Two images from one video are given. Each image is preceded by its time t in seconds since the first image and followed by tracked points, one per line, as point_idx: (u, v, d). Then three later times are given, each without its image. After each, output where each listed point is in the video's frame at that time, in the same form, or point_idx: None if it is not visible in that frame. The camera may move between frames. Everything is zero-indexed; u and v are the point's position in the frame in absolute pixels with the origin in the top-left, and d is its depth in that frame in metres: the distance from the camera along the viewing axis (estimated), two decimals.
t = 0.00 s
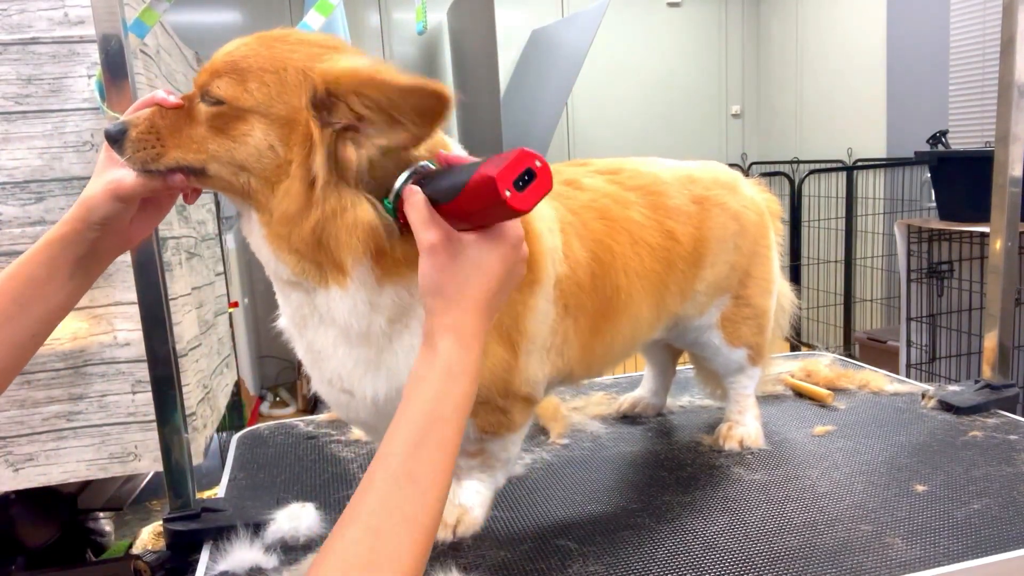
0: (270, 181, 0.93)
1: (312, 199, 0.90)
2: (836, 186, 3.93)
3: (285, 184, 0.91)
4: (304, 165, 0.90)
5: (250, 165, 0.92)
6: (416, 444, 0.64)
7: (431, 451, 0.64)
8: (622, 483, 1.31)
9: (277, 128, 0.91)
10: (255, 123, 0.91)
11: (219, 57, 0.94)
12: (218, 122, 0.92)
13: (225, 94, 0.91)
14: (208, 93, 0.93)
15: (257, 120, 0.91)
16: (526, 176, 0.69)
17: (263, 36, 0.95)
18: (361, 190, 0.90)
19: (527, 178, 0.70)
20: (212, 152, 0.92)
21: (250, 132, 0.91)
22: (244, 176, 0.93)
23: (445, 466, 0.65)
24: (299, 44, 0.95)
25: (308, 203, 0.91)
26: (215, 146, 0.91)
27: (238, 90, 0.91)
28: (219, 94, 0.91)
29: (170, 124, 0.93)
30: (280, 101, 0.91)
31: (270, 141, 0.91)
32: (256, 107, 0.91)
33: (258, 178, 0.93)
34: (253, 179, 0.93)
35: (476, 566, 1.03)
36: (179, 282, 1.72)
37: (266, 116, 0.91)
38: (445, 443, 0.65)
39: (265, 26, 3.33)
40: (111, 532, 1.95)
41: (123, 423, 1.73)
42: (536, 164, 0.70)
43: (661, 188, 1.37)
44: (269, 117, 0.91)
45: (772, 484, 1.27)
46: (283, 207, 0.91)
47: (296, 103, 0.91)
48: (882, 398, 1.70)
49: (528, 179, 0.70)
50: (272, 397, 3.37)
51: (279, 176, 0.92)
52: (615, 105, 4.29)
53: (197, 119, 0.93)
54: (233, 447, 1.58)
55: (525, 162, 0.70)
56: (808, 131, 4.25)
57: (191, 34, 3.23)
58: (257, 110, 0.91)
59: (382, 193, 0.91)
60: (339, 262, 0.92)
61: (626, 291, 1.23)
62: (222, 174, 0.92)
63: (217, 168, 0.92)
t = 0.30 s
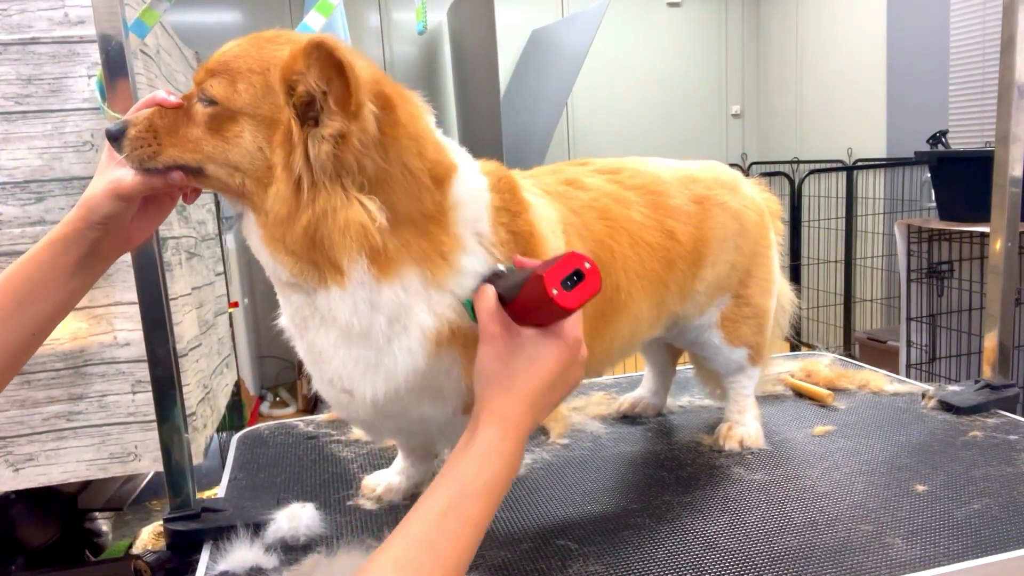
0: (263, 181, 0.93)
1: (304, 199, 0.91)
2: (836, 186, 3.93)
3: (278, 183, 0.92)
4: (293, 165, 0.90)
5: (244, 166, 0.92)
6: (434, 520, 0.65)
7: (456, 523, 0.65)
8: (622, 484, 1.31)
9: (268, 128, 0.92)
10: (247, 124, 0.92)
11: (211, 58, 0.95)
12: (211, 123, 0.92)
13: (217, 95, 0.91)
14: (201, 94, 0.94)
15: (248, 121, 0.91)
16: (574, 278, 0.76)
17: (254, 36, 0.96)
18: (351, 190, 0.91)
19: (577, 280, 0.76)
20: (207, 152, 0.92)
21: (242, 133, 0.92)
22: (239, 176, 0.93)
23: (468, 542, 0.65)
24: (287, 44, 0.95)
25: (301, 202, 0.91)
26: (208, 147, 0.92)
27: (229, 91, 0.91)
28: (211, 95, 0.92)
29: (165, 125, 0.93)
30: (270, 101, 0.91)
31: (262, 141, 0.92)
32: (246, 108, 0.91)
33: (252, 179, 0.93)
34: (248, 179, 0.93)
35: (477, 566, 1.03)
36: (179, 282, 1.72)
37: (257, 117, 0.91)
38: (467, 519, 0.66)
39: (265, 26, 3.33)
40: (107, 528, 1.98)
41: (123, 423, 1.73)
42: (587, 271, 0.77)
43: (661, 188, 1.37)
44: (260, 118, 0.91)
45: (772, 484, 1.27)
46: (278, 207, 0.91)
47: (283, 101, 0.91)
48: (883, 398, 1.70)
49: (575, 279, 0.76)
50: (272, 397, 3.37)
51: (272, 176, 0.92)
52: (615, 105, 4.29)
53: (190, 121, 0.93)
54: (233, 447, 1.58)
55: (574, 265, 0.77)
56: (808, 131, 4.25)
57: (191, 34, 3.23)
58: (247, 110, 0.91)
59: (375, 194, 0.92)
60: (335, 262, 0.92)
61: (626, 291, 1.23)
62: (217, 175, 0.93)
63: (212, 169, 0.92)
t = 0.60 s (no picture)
0: (265, 183, 0.93)
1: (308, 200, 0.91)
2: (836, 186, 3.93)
3: (281, 185, 0.92)
4: (300, 164, 0.90)
5: (245, 168, 0.92)
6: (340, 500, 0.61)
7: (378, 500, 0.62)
8: (622, 483, 1.31)
9: (269, 129, 0.91)
10: (248, 125, 0.91)
11: (209, 60, 0.94)
12: (210, 125, 0.91)
13: (217, 96, 0.91)
14: (198, 96, 0.93)
15: (249, 122, 0.91)
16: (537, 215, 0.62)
17: (252, 37, 0.95)
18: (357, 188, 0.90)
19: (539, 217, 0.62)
20: (206, 157, 0.91)
21: (242, 135, 0.91)
22: (240, 179, 0.92)
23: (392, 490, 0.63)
24: (288, 44, 0.95)
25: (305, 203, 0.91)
26: (208, 150, 0.91)
27: (229, 92, 0.91)
28: (210, 97, 0.91)
29: (163, 130, 0.92)
30: (271, 102, 0.91)
31: (263, 142, 0.91)
32: (247, 108, 0.91)
33: (254, 181, 0.93)
34: (249, 182, 0.93)
35: (476, 566, 1.03)
36: (179, 282, 1.72)
37: (257, 117, 0.91)
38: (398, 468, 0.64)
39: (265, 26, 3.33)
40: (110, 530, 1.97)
41: (123, 423, 1.73)
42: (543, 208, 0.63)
43: (660, 188, 1.37)
44: (260, 118, 0.91)
45: (772, 484, 1.27)
46: (281, 209, 0.92)
47: (287, 101, 0.90)
48: (883, 398, 1.70)
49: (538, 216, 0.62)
50: (272, 397, 3.37)
51: (275, 177, 0.92)
52: (615, 105, 4.29)
53: (188, 124, 0.92)
54: (233, 447, 1.58)
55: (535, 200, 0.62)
56: (808, 131, 4.25)
57: (191, 34, 3.23)
58: (248, 111, 0.91)
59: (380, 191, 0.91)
60: (337, 262, 0.92)
61: (625, 292, 1.23)
62: (218, 178, 0.92)
63: (214, 173, 0.92)
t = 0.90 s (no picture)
0: (269, 187, 0.92)
1: (315, 204, 0.91)
2: (835, 186, 3.94)
3: (286, 190, 0.91)
4: (306, 167, 0.91)
5: (247, 173, 0.91)
6: None
7: None
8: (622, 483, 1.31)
9: (272, 134, 0.91)
10: (250, 130, 0.91)
11: (206, 63, 0.93)
12: (212, 131, 0.91)
13: (217, 102, 0.90)
14: (196, 102, 0.92)
15: (251, 127, 0.91)
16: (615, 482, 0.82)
17: (247, 40, 0.95)
18: (360, 191, 0.92)
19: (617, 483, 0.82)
20: (208, 164, 0.91)
21: (245, 140, 0.91)
22: (242, 185, 0.92)
23: None
24: (285, 47, 0.94)
25: (312, 207, 0.91)
26: (209, 157, 0.91)
27: (230, 97, 0.90)
28: (210, 102, 0.90)
29: (162, 138, 0.91)
30: (274, 106, 0.91)
31: (266, 146, 0.91)
32: (249, 113, 0.90)
33: (257, 186, 0.92)
34: (252, 187, 0.92)
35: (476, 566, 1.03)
36: (179, 282, 1.72)
37: (260, 122, 0.91)
38: None
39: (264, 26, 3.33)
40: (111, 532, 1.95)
41: (123, 423, 1.73)
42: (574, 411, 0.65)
43: (658, 189, 1.37)
44: (263, 123, 0.91)
45: (772, 484, 1.27)
46: (287, 213, 0.91)
47: (290, 104, 0.91)
48: (882, 398, 1.70)
49: (616, 482, 0.82)
50: (272, 397, 3.37)
51: (279, 181, 0.92)
52: (615, 105, 4.29)
53: (187, 130, 0.91)
54: (233, 447, 1.58)
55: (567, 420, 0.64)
56: (808, 131, 4.25)
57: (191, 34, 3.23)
58: (250, 116, 0.90)
59: (379, 192, 0.93)
60: (343, 264, 0.92)
61: (622, 292, 1.23)
62: (220, 185, 0.92)
63: (216, 180, 0.91)
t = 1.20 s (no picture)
0: (270, 188, 0.91)
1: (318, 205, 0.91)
2: (835, 186, 3.94)
3: (287, 190, 0.91)
4: (310, 169, 0.91)
5: (247, 173, 0.90)
6: (249, 490, 0.63)
7: (292, 484, 0.64)
8: (622, 483, 1.31)
9: (273, 132, 0.90)
10: (250, 128, 0.89)
11: (202, 64, 0.92)
12: (210, 132, 0.89)
13: (216, 101, 0.89)
14: (194, 102, 0.90)
15: (251, 126, 0.89)
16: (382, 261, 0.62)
17: (244, 41, 0.94)
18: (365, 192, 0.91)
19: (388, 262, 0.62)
20: (207, 164, 0.89)
21: (244, 139, 0.89)
22: (243, 185, 0.91)
23: (301, 506, 0.64)
24: (284, 46, 0.94)
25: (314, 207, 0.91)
26: (208, 157, 0.89)
27: (229, 96, 0.89)
28: (209, 102, 0.89)
29: (159, 140, 0.89)
30: (275, 104, 0.90)
31: (267, 144, 0.90)
32: (249, 112, 0.89)
33: (257, 186, 0.91)
34: (252, 188, 0.91)
35: (476, 566, 1.04)
36: (179, 282, 1.72)
37: (259, 120, 0.89)
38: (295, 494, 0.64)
39: (264, 26, 3.33)
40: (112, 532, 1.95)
41: (123, 423, 1.73)
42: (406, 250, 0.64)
43: (657, 188, 1.37)
44: (263, 122, 0.89)
45: (772, 484, 1.27)
46: (288, 214, 0.92)
47: (293, 104, 0.90)
48: (882, 398, 1.70)
49: (386, 263, 0.62)
50: (272, 397, 3.37)
51: (281, 181, 0.91)
52: (615, 105, 4.29)
53: (184, 131, 0.90)
54: (233, 447, 1.58)
55: (385, 243, 0.62)
56: (808, 131, 4.25)
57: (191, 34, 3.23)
58: (249, 115, 0.89)
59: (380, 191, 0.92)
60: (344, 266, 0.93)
61: (620, 291, 1.23)
62: (220, 187, 0.90)
63: (216, 181, 0.90)
